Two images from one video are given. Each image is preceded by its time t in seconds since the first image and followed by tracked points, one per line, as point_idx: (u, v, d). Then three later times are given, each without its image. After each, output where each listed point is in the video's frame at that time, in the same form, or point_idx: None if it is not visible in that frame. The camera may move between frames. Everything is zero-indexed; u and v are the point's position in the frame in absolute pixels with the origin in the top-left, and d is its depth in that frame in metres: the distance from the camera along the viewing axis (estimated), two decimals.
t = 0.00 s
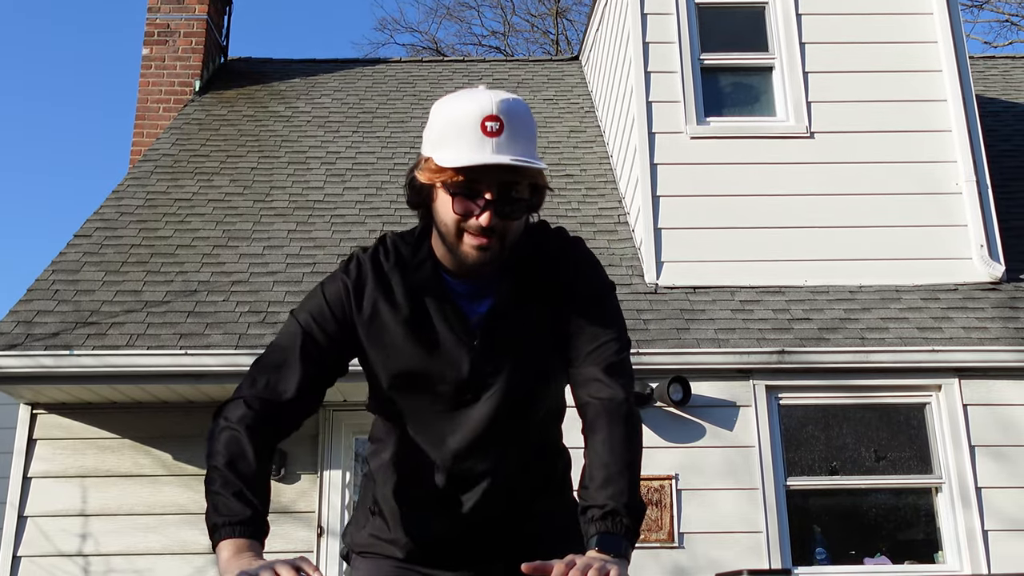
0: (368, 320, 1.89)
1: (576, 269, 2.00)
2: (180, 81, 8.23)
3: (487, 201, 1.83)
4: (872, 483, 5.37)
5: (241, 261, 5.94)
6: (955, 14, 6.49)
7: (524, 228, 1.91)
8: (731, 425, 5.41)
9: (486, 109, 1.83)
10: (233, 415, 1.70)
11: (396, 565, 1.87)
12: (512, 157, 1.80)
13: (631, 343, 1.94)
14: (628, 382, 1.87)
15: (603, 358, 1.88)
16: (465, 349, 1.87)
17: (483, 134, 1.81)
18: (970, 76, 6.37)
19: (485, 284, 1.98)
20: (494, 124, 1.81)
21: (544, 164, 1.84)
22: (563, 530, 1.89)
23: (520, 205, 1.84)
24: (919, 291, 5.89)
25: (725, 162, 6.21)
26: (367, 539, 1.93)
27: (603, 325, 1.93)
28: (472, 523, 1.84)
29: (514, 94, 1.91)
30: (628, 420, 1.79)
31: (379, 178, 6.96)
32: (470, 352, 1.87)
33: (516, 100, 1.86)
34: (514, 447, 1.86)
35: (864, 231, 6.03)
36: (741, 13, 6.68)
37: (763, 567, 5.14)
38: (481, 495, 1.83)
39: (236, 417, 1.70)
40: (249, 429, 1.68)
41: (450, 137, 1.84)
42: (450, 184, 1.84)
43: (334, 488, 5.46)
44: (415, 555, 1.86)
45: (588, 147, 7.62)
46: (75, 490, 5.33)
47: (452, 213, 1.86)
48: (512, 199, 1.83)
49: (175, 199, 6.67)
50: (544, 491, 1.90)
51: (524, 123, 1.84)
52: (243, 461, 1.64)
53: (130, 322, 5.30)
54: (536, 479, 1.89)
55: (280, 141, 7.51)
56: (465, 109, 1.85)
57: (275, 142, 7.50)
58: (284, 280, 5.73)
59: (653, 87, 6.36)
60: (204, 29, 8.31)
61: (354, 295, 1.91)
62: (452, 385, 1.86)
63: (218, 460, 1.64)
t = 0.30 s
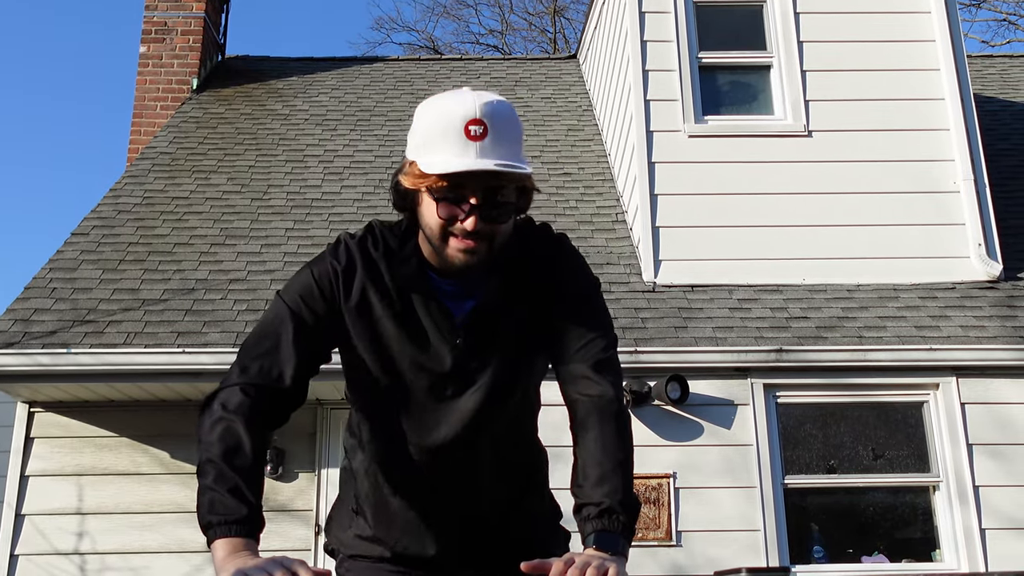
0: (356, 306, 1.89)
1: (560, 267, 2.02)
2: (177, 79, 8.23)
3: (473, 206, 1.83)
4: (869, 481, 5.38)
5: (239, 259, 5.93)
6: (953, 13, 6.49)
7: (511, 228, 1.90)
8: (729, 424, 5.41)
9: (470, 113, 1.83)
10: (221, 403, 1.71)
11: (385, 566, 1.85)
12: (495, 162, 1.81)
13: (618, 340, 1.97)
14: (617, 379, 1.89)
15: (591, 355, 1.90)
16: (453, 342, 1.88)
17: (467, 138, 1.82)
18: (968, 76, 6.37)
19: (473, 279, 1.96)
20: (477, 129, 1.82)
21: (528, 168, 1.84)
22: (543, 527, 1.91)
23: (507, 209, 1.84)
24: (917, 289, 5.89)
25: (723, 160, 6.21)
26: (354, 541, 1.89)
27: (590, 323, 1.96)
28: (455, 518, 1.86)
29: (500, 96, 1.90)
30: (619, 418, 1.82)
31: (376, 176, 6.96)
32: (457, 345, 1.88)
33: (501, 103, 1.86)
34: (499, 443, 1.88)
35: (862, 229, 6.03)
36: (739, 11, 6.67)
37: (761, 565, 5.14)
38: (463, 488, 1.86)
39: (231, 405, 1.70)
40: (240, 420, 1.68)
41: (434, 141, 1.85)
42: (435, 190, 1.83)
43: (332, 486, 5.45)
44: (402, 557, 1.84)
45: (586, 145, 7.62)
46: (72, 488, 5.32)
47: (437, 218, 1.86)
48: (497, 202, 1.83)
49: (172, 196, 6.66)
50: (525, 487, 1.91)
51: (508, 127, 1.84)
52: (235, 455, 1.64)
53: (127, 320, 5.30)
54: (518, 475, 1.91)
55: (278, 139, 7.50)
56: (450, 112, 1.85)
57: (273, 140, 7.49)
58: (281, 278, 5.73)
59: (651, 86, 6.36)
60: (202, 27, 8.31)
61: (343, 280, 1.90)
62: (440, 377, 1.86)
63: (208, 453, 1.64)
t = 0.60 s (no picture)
0: (351, 297, 1.91)
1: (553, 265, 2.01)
2: (176, 77, 8.22)
3: (442, 197, 1.87)
4: (868, 479, 5.37)
5: (238, 257, 5.93)
6: (951, 11, 6.49)
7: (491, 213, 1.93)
8: (728, 421, 5.41)
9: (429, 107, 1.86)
10: (223, 393, 1.70)
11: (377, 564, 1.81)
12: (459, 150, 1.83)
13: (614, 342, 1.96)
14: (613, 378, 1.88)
15: (589, 356, 1.89)
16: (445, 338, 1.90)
17: (427, 131, 1.84)
18: (966, 73, 6.37)
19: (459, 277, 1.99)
20: (437, 121, 1.84)
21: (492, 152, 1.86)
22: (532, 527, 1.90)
23: (480, 197, 1.88)
24: (916, 287, 5.90)
25: (722, 158, 6.21)
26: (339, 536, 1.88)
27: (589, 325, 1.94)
28: (444, 515, 1.83)
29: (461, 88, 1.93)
30: (617, 418, 1.80)
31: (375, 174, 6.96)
32: (448, 339, 1.90)
33: (464, 96, 1.89)
34: (490, 440, 1.87)
35: (861, 227, 6.02)
36: (737, 9, 6.67)
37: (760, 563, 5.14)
38: (453, 484, 1.85)
39: (236, 393, 1.70)
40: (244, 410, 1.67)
41: (399, 137, 1.88)
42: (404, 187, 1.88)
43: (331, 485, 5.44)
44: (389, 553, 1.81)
45: (585, 143, 7.62)
46: (71, 487, 5.32)
47: (411, 215, 1.91)
48: (469, 191, 1.87)
49: (171, 195, 6.66)
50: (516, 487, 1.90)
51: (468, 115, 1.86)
52: (236, 449, 1.62)
53: (126, 319, 5.29)
54: (509, 474, 1.90)
55: (276, 138, 7.49)
56: (413, 107, 1.88)
57: (271, 138, 7.49)
58: (280, 276, 5.73)
59: (649, 84, 6.36)
60: (200, 26, 8.31)
61: (339, 273, 1.93)
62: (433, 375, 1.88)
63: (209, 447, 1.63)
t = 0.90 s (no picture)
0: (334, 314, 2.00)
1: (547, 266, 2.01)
2: (175, 75, 8.22)
3: (394, 211, 1.89)
4: (869, 476, 5.37)
5: (238, 255, 5.93)
6: (951, 8, 6.48)
7: (450, 221, 1.95)
8: (728, 419, 5.41)
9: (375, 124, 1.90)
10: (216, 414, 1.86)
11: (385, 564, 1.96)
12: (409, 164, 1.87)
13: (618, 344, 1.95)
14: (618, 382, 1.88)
15: (593, 361, 1.89)
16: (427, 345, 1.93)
17: (374, 146, 1.89)
18: (967, 69, 6.37)
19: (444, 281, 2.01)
20: (382, 136, 1.89)
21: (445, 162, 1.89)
22: (537, 531, 1.96)
23: (432, 208, 1.90)
24: (917, 284, 5.89)
25: (722, 155, 6.20)
26: (351, 532, 2.02)
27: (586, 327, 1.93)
28: (445, 523, 1.92)
29: (408, 98, 1.96)
30: (625, 421, 1.81)
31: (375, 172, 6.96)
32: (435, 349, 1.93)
33: (414, 110, 1.93)
34: (485, 449, 1.92)
35: (861, 224, 6.02)
36: (738, 6, 6.66)
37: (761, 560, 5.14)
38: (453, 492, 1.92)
39: (226, 415, 1.85)
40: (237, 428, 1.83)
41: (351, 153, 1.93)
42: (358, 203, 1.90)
43: (331, 483, 5.44)
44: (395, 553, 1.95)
45: (585, 141, 7.61)
46: (73, 485, 5.32)
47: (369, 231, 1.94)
48: (422, 203, 1.89)
49: (171, 193, 6.66)
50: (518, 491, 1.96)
51: (415, 127, 1.90)
52: (229, 462, 1.77)
53: (126, 317, 5.29)
54: (510, 481, 1.95)
55: (277, 136, 7.49)
56: (364, 123, 1.92)
57: (271, 136, 7.48)
58: (280, 274, 5.73)
59: (649, 81, 6.36)
60: (199, 24, 8.30)
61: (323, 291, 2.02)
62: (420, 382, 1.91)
63: (204, 461, 1.77)
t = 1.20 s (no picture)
0: (324, 308, 2.08)
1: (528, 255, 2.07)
2: (176, 73, 8.22)
3: (366, 201, 1.88)
4: (871, 474, 5.37)
5: (240, 253, 5.93)
6: (953, 5, 6.48)
7: (419, 210, 1.95)
8: (730, 416, 5.41)
9: (342, 113, 1.88)
10: (222, 409, 1.89)
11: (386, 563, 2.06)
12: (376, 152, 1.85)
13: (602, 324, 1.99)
14: (603, 365, 1.90)
15: (576, 346, 1.92)
16: (406, 339, 2.02)
17: (341, 137, 1.86)
18: (968, 66, 6.36)
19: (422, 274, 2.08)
20: (349, 126, 1.87)
21: (413, 150, 1.87)
22: (536, 519, 2.04)
23: (404, 195, 1.89)
24: (918, 281, 5.89)
25: (723, 152, 6.20)
26: (353, 532, 2.13)
27: (568, 312, 1.98)
28: (442, 514, 2.01)
29: (376, 89, 1.94)
30: (611, 409, 1.83)
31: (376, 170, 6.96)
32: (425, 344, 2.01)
33: (380, 101, 1.91)
34: (476, 440, 2.01)
35: (863, 221, 6.01)
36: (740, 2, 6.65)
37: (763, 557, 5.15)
38: (446, 483, 2.01)
39: (232, 409, 1.89)
40: (242, 423, 1.86)
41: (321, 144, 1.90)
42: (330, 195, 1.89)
43: (334, 480, 5.44)
44: (396, 549, 2.04)
45: (586, 138, 7.61)
46: (75, 482, 5.33)
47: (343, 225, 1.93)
48: (393, 191, 1.88)
49: (173, 191, 6.66)
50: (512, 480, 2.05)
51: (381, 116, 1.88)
52: (235, 458, 1.79)
53: (128, 315, 5.30)
54: (503, 471, 2.05)
55: (278, 134, 7.49)
56: (332, 114, 1.91)
57: (272, 134, 7.48)
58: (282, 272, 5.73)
59: (651, 78, 6.36)
60: (200, 21, 8.30)
61: (313, 288, 2.10)
62: (405, 375, 2.01)
63: (209, 456, 1.80)
